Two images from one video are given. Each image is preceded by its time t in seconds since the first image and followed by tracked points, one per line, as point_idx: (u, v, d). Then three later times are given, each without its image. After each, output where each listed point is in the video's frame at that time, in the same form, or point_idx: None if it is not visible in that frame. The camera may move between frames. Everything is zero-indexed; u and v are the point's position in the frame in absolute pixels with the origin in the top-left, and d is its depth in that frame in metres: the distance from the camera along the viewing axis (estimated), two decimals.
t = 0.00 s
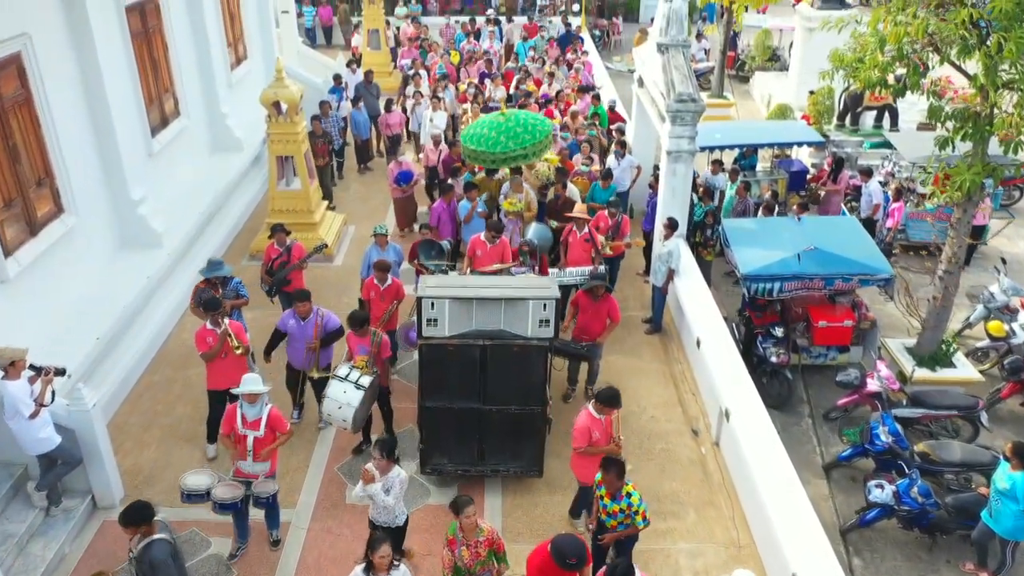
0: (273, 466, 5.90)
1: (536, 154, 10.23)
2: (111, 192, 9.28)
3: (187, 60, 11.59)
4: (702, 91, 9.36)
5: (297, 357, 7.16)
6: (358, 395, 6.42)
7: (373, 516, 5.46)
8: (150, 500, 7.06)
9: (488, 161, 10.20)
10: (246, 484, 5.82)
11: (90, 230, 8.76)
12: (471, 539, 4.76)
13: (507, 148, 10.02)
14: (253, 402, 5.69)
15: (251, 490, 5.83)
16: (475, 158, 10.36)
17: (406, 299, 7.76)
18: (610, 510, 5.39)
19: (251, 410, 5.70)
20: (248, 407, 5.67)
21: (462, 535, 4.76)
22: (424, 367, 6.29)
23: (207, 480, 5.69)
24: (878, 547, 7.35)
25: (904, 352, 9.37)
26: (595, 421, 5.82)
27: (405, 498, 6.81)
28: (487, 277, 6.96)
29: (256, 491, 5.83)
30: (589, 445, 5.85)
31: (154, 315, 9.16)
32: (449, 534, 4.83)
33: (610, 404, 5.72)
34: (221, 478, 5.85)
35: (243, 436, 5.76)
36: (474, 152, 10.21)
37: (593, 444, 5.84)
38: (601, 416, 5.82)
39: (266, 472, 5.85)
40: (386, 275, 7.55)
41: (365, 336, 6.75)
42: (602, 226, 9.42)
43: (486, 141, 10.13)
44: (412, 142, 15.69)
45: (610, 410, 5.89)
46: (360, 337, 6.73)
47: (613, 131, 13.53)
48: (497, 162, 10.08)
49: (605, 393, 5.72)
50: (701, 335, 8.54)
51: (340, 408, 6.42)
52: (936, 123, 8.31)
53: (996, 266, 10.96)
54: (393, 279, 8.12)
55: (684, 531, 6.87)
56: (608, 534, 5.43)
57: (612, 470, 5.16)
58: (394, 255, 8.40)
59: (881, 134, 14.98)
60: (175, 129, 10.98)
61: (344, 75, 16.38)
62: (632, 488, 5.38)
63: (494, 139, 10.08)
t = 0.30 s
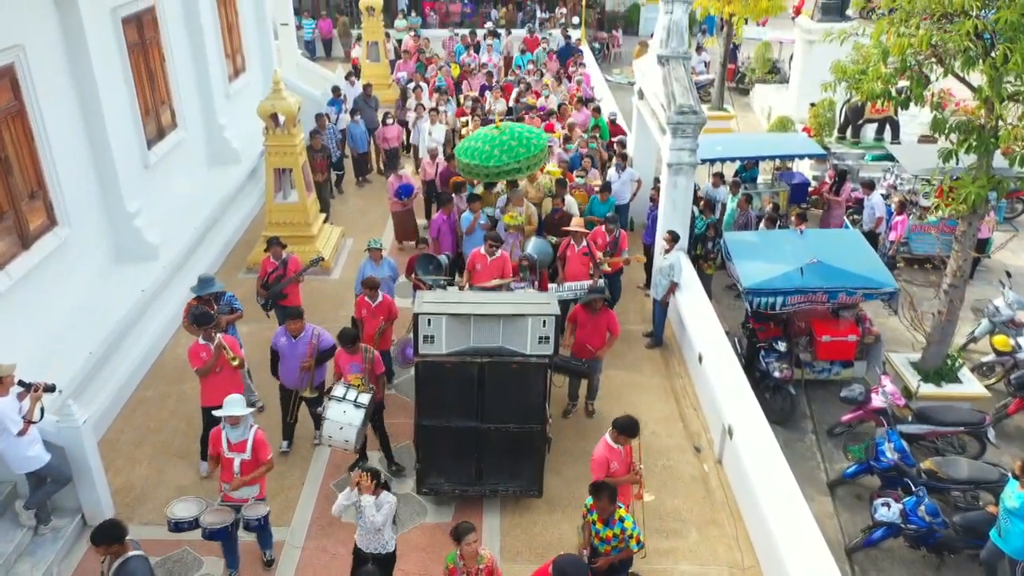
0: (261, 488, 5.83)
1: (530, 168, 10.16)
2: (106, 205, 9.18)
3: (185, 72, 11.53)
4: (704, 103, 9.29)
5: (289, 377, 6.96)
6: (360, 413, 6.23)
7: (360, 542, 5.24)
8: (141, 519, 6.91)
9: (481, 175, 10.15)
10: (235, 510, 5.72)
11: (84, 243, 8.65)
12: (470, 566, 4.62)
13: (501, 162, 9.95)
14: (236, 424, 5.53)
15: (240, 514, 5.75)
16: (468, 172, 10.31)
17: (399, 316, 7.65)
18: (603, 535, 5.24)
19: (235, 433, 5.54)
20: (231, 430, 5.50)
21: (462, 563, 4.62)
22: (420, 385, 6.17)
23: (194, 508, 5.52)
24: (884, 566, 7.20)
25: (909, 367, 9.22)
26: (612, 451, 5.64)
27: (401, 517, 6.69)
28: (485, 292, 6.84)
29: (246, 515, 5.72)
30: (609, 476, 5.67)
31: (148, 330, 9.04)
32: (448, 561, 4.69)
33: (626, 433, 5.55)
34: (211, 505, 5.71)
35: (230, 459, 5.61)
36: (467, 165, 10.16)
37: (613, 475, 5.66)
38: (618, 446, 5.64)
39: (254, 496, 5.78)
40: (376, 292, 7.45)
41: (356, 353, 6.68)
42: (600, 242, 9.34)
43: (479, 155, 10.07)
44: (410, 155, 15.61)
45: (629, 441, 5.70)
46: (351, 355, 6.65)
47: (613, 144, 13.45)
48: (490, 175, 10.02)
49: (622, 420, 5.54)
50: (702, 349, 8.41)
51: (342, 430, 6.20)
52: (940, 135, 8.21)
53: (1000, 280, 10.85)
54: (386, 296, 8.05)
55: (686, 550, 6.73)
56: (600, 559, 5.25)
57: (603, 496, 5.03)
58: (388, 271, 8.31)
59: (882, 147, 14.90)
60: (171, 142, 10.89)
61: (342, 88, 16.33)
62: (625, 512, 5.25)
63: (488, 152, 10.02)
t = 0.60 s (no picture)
0: (240, 515, 5.61)
1: (527, 181, 10.07)
2: (100, 218, 9.08)
3: (181, 85, 11.46)
4: (704, 116, 9.21)
5: (272, 400, 6.86)
6: (362, 435, 6.13)
7: None
8: (131, 539, 6.76)
9: (477, 189, 10.06)
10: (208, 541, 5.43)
11: (77, 256, 8.54)
12: None
13: (497, 176, 9.86)
14: (212, 448, 5.39)
15: (215, 545, 5.45)
16: (465, 186, 10.22)
17: (392, 333, 7.54)
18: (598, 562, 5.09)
19: (211, 458, 5.41)
20: (207, 454, 5.37)
21: None
22: (417, 404, 6.04)
23: (168, 536, 5.40)
24: None
25: (913, 382, 9.10)
26: (639, 479, 5.42)
27: (398, 537, 6.57)
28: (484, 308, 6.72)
29: (220, 545, 5.46)
30: (632, 506, 5.46)
31: (141, 345, 8.92)
32: None
33: (654, 461, 5.34)
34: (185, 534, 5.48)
35: (206, 487, 5.45)
36: (464, 180, 10.07)
37: (639, 504, 5.44)
38: (645, 476, 5.42)
39: (232, 524, 5.55)
40: (368, 310, 7.35)
41: (356, 373, 6.53)
42: (599, 258, 9.14)
43: (475, 168, 9.98)
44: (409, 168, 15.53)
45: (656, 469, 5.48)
46: (350, 375, 6.51)
47: (612, 158, 13.39)
48: (486, 189, 9.94)
49: (649, 446, 5.33)
50: (704, 365, 8.26)
51: (343, 451, 6.09)
52: (943, 148, 8.11)
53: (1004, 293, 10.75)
54: (378, 312, 8.02)
55: (688, 571, 6.58)
56: None
57: (599, 522, 4.91)
58: (383, 287, 8.33)
59: (884, 160, 14.83)
60: (167, 154, 10.80)
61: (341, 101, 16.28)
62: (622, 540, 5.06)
63: (484, 166, 9.94)
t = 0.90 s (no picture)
0: (222, 539, 5.52)
1: (527, 194, 9.99)
2: (94, 231, 8.97)
3: (178, 97, 11.38)
4: (705, 128, 9.13)
5: (256, 420, 6.73)
6: (356, 456, 6.06)
7: None
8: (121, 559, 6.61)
9: (476, 202, 9.97)
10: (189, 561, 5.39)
11: (70, 269, 8.43)
12: None
13: (497, 189, 9.77)
14: (191, 471, 5.28)
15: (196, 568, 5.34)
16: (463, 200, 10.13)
17: (391, 354, 7.42)
18: None
19: (190, 481, 5.29)
20: (188, 476, 5.26)
21: None
22: (413, 424, 5.91)
23: (148, 563, 5.23)
24: None
25: (919, 397, 8.91)
26: (672, 505, 5.31)
27: (393, 558, 6.43)
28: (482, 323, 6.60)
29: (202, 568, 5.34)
30: (663, 533, 5.37)
31: (134, 360, 8.80)
32: None
33: (691, 488, 5.22)
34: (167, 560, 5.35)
35: (186, 510, 5.33)
36: (462, 193, 9.99)
37: (668, 533, 5.36)
38: (680, 504, 5.31)
39: (213, 547, 5.45)
40: (365, 328, 7.26)
41: (358, 392, 6.40)
42: (603, 273, 9.08)
43: (475, 182, 9.89)
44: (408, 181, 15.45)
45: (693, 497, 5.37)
46: (352, 394, 6.38)
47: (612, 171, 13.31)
48: (486, 203, 9.85)
49: (688, 472, 5.20)
50: (706, 380, 8.14)
51: (335, 472, 6.03)
52: (947, 160, 8.00)
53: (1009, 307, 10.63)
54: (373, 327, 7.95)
55: None
56: None
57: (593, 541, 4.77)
58: (379, 301, 8.23)
59: (885, 172, 14.74)
60: (163, 167, 10.70)
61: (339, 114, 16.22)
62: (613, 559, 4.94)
63: (483, 179, 9.85)
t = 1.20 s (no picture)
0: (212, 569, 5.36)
1: (528, 207, 9.89)
2: (87, 245, 8.86)
3: (175, 110, 11.31)
4: (705, 141, 9.04)
5: (246, 440, 6.60)
6: (347, 479, 5.94)
7: None
8: None
9: (477, 215, 9.84)
10: None
11: (62, 284, 8.31)
12: None
13: (498, 202, 9.67)
14: (181, 498, 5.13)
15: None
16: (463, 213, 10.00)
17: (390, 375, 7.26)
18: None
19: (179, 508, 5.14)
20: (177, 502, 5.10)
21: None
22: (408, 445, 5.78)
23: None
24: None
25: (922, 414, 8.82)
26: (695, 533, 5.21)
27: None
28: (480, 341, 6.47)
29: None
30: (685, 561, 5.24)
31: (126, 376, 8.68)
32: None
33: (711, 513, 5.11)
34: None
35: (174, 539, 5.16)
36: (462, 207, 9.85)
37: (690, 562, 5.21)
38: (705, 532, 5.19)
39: None
40: (368, 348, 7.09)
41: (356, 413, 6.26)
42: (609, 289, 8.88)
43: (475, 195, 9.77)
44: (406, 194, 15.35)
45: (720, 525, 5.26)
46: (351, 413, 6.25)
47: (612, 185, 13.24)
48: (487, 216, 9.74)
49: (706, 498, 5.09)
50: (707, 396, 8.02)
51: (325, 494, 5.92)
52: (950, 173, 7.90)
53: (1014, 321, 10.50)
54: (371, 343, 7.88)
55: None
56: None
57: (591, 560, 4.66)
58: (377, 315, 8.16)
59: (887, 185, 14.64)
60: (159, 181, 10.61)
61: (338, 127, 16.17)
62: None
63: (484, 192, 9.73)
